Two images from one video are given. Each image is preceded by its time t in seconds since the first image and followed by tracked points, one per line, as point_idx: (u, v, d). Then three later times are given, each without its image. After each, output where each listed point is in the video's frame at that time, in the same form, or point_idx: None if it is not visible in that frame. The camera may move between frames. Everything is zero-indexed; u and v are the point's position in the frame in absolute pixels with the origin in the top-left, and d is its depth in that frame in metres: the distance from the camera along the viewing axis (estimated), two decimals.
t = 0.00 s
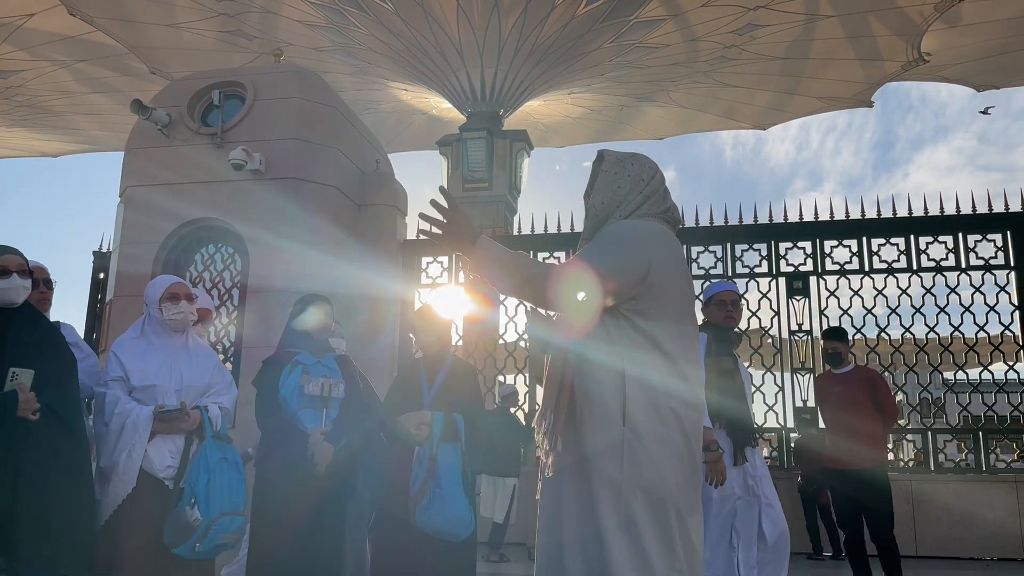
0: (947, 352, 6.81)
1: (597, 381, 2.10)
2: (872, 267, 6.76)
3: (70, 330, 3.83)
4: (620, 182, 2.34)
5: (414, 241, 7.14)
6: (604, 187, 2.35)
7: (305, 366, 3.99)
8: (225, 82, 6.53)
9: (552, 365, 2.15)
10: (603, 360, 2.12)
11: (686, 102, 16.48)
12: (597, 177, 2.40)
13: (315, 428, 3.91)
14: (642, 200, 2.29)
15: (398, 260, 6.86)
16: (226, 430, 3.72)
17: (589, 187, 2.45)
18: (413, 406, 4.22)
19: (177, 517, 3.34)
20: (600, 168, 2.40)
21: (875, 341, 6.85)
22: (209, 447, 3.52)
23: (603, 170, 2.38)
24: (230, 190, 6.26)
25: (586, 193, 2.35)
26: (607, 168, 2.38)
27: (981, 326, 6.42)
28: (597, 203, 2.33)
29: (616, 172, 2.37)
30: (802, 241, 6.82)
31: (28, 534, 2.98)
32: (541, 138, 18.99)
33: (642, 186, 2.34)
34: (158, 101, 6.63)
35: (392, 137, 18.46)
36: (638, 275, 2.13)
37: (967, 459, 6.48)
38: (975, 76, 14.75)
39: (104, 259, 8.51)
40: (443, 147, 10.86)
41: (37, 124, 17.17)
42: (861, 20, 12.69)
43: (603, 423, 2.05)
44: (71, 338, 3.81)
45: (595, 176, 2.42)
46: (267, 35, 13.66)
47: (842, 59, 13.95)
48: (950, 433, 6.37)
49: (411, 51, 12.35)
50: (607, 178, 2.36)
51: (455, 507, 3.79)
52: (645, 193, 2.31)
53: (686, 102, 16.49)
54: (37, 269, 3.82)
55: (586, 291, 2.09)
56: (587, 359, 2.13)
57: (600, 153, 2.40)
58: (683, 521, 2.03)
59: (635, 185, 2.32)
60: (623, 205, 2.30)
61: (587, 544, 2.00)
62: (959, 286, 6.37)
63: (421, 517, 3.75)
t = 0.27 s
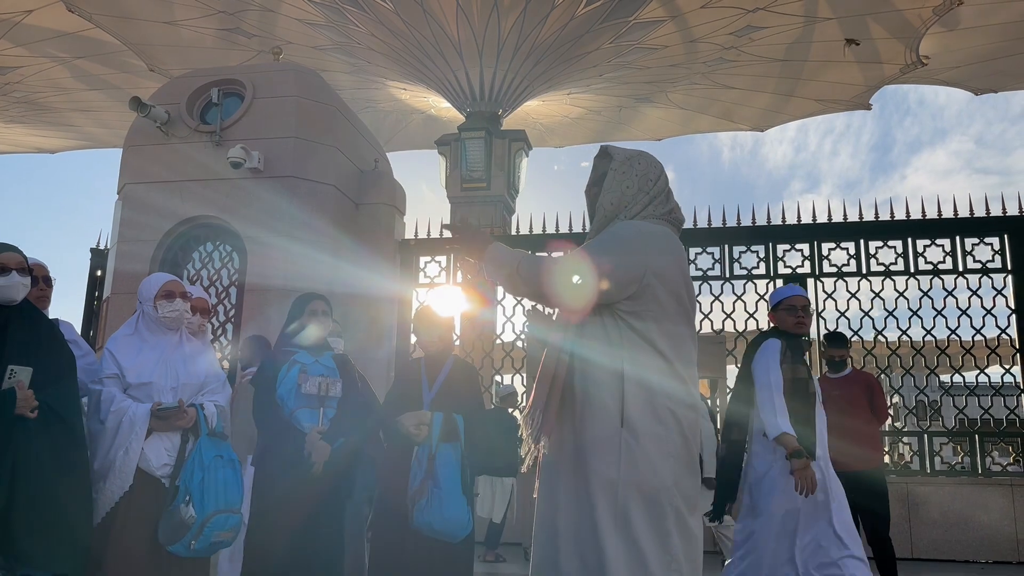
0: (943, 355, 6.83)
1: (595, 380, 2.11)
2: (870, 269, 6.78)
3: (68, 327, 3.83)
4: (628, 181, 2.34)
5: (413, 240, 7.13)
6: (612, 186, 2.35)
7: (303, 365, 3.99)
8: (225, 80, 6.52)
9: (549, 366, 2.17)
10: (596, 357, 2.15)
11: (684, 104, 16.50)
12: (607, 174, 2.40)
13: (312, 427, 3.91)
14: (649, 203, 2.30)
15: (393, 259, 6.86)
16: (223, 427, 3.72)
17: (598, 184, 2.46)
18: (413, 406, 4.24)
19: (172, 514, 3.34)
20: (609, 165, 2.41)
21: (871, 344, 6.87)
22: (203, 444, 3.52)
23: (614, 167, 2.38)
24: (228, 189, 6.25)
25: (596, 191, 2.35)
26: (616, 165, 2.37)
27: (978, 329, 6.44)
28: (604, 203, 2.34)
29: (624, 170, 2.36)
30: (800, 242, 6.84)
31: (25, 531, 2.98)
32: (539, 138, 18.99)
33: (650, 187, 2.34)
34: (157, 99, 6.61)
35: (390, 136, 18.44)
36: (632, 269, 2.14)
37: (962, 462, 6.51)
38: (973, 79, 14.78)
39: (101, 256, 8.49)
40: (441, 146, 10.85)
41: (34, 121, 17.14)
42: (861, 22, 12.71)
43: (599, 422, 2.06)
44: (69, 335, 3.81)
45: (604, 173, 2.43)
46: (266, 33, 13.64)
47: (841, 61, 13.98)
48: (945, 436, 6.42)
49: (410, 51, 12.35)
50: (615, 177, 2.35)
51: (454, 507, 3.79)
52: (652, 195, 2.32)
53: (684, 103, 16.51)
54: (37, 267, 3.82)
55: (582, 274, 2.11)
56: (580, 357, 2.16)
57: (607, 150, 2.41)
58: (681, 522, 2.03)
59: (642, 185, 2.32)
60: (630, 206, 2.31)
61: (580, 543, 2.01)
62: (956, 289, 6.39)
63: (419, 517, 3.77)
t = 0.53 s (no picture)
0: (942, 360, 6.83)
1: (597, 386, 2.10)
2: (869, 274, 6.78)
3: (66, 324, 3.81)
4: (633, 182, 2.33)
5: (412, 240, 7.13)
6: (618, 185, 2.33)
7: (301, 365, 3.99)
8: (226, 79, 6.52)
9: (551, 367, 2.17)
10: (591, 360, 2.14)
11: (685, 107, 16.50)
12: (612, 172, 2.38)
13: (309, 427, 3.90)
14: (652, 206, 2.31)
15: (393, 260, 6.85)
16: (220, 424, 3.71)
17: (601, 181, 2.44)
18: (412, 407, 4.22)
19: (173, 513, 3.33)
20: (613, 162, 2.39)
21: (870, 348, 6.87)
22: (201, 440, 3.52)
23: (620, 165, 2.35)
24: (229, 188, 6.24)
25: (602, 190, 2.33)
26: (621, 164, 2.34)
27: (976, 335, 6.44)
28: (610, 204, 2.31)
29: (630, 170, 2.34)
30: (800, 246, 6.84)
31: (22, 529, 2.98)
32: (539, 139, 18.99)
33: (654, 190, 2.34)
34: (157, 97, 6.60)
35: (390, 137, 18.44)
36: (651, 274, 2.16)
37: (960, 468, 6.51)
38: (974, 85, 14.80)
39: (100, 255, 8.48)
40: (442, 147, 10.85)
41: (34, 118, 17.13)
42: (862, 27, 12.73)
43: (601, 432, 2.04)
44: (67, 332, 3.80)
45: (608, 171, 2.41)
46: (267, 32, 13.63)
47: (842, 66, 13.99)
48: (944, 442, 6.41)
49: (411, 52, 12.36)
50: (622, 176, 2.34)
51: (452, 509, 3.79)
52: (654, 198, 2.32)
53: (684, 106, 16.52)
54: (35, 264, 3.82)
55: (592, 283, 2.15)
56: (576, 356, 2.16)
57: (609, 146, 2.39)
58: (682, 535, 2.03)
59: (646, 188, 2.32)
60: (636, 209, 2.31)
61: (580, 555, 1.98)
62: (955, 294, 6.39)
63: (417, 518, 3.76)
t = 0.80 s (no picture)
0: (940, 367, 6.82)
1: (606, 396, 2.09)
2: (869, 279, 6.78)
3: (64, 322, 3.81)
4: (631, 183, 2.33)
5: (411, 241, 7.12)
6: (615, 186, 2.34)
7: (299, 365, 3.98)
8: (227, 78, 6.52)
9: (559, 373, 2.11)
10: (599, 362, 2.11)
11: (686, 111, 16.52)
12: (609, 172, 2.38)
13: (306, 427, 3.89)
14: (655, 209, 2.31)
15: (392, 264, 6.78)
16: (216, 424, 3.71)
17: (600, 181, 2.44)
18: (409, 408, 4.20)
19: (174, 511, 3.34)
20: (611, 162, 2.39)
21: (868, 354, 6.88)
22: (200, 439, 3.52)
23: (616, 167, 2.36)
24: (229, 187, 6.24)
25: (598, 192, 2.34)
26: (618, 166, 2.35)
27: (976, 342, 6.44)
28: (607, 205, 2.34)
29: (627, 170, 2.34)
30: (799, 251, 6.84)
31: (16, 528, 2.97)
32: (540, 142, 19.00)
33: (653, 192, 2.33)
34: (159, 96, 6.60)
35: (391, 138, 18.45)
36: (667, 295, 2.14)
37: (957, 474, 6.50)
38: (975, 92, 14.81)
39: (101, 253, 8.48)
40: (442, 149, 10.85)
41: (35, 116, 17.15)
42: (864, 33, 12.75)
43: (609, 446, 2.05)
44: (65, 331, 3.80)
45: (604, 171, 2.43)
46: (269, 32, 13.64)
47: (843, 72, 14.00)
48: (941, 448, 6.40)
49: (413, 53, 12.37)
50: (619, 176, 2.34)
51: (449, 510, 3.78)
52: (656, 200, 2.31)
53: (685, 110, 16.53)
54: (34, 261, 3.81)
55: (581, 293, 2.09)
56: (573, 356, 2.11)
57: (607, 147, 2.40)
58: (681, 548, 2.08)
59: (643, 188, 2.32)
60: (632, 211, 2.31)
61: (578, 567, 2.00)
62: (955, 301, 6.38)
63: (414, 519, 3.75)
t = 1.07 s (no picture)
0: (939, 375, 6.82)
1: (613, 401, 2.10)
2: (869, 286, 6.78)
3: (64, 321, 3.80)
4: (625, 189, 2.33)
5: (412, 243, 7.13)
6: (608, 193, 2.32)
7: (298, 365, 3.99)
8: (229, 79, 6.53)
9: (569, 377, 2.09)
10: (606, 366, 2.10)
11: (687, 116, 16.53)
12: (601, 179, 2.36)
13: (305, 428, 3.91)
14: (657, 210, 2.33)
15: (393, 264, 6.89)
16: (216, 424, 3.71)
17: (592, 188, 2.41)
18: (407, 410, 4.19)
19: (172, 510, 3.33)
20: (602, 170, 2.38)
21: (867, 361, 6.89)
22: (200, 438, 3.52)
23: (605, 175, 2.35)
24: (230, 187, 6.24)
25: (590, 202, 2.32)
26: (609, 173, 2.34)
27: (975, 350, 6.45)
28: (600, 213, 2.32)
29: (621, 176, 2.33)
30: (799, 258, 6.85)
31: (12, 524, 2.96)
32: (541, 145, 19.02)
33: (651, 195, 2.34)
34: (160, 96, 6.60)
35: (393, 140, 18.46)
36: (680, 304, 2.18)
37: (954, 481, 6.50)
38: (977, 100, 14.83)
39: (100, 252, 8.48)
40: (443, 151, 10.86)
41: (36, 114, 17.15)
42: (865, 40, 12.77)
43: (617, 452, 2.06)
44: (65, 329, 3.80)
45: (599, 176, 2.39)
46: (271, 34, 13.66)
47: (845, 79, 14.03)
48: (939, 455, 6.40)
49: (415, 56, 12.39)
50: (612, 182, 2.33)
51: (447, 512, 3.78)
52: (658, 202, 2.33)
53: (686, 116, 16.56)
54: (34, 259, 3.82)
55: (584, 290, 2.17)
56: (579, 362, 2.12)
57: (605, 155, 2.39)
58: (680, 551, 2.12)
59: (642, 190, 2.33)
60: (625, 217, 2.33)
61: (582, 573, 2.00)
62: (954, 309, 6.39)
63: (412, 521, 3.74)
